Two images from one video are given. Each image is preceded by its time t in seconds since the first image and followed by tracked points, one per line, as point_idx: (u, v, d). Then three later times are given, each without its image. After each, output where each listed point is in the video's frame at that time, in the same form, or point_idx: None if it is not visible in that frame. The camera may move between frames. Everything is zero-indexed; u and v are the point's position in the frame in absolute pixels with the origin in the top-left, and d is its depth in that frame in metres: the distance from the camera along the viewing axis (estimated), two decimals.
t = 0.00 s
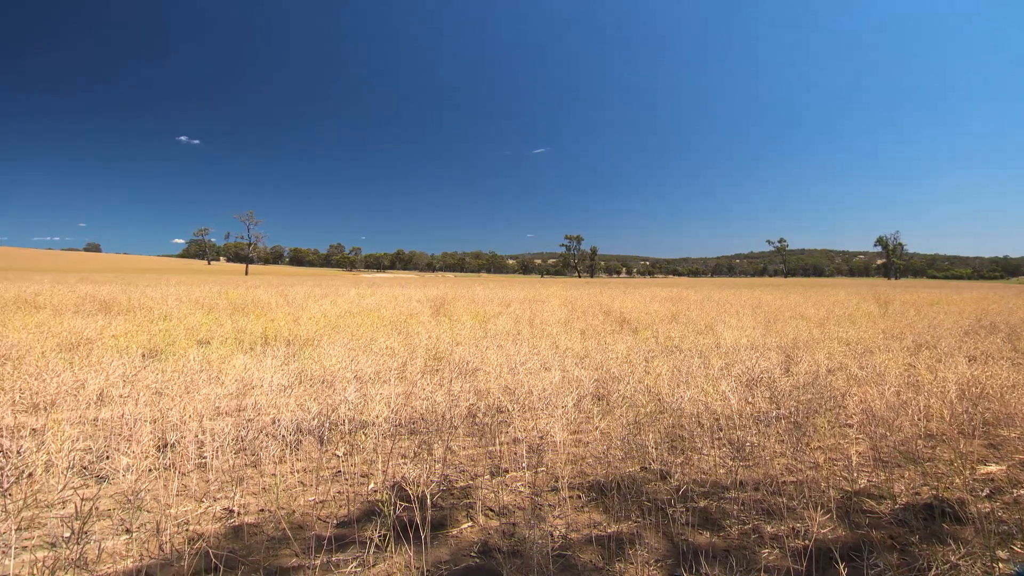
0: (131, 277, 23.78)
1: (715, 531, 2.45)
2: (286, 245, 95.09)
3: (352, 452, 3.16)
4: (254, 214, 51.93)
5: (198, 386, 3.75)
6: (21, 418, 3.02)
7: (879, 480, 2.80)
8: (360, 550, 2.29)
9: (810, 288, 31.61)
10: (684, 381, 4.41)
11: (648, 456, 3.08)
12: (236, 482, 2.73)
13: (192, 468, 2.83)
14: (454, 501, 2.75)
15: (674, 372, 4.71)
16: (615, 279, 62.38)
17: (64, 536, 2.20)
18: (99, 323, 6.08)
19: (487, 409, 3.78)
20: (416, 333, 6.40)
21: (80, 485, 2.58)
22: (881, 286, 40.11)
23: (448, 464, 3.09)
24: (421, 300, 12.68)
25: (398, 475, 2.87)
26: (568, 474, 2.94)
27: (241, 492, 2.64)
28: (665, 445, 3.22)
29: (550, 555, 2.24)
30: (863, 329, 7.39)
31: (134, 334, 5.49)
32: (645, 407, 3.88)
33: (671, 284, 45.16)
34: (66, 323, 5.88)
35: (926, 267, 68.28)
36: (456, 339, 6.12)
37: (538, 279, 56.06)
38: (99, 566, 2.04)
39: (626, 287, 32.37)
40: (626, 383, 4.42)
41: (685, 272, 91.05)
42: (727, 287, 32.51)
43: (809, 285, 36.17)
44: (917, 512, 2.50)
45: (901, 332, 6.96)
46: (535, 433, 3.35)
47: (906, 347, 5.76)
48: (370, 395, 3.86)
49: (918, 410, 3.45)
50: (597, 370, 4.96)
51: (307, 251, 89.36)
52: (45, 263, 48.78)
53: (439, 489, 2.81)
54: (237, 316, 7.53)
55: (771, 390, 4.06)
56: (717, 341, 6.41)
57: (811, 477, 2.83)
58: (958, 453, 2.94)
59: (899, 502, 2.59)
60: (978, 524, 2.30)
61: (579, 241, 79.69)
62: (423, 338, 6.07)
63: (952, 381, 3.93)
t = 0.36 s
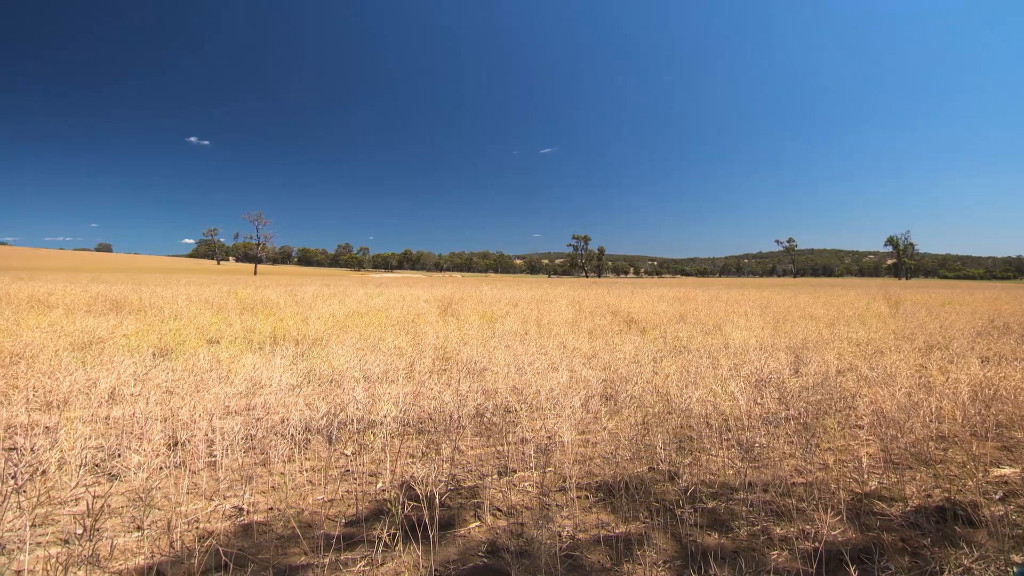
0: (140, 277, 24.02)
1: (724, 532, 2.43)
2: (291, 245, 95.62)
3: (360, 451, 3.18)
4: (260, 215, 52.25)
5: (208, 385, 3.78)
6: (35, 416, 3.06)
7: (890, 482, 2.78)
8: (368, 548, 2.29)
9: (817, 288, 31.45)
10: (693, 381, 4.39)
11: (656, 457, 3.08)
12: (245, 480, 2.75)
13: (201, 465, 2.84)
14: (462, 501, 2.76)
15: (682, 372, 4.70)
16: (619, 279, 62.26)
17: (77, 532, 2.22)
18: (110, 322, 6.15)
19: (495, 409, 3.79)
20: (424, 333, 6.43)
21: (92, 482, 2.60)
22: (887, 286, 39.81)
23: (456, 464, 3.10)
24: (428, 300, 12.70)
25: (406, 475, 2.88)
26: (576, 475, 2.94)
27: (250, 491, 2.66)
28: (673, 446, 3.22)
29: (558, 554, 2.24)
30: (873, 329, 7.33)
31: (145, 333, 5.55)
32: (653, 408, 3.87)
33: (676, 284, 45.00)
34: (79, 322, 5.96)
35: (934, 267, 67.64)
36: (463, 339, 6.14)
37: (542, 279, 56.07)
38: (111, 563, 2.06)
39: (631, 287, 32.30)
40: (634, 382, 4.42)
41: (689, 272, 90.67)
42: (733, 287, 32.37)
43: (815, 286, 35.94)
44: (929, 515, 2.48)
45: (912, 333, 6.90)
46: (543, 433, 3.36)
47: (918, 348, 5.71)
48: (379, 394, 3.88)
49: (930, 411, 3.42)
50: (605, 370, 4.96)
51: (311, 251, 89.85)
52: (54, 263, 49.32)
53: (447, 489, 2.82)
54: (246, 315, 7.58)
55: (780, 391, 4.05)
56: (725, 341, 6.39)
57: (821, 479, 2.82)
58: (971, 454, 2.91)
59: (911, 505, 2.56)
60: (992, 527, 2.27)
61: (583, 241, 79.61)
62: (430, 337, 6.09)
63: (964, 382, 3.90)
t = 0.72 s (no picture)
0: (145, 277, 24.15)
1: (730, 533, 2.42)
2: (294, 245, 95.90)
3: (366, 451, 3.19)
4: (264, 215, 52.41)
5: (214, 384, 3.80)
6: (43, 415, 3.09)
7: (897, 483, 2.76)
8: (373, 547, 2.30)
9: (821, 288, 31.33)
10: (699, 381, 4.38)
11: (661, 457, 3.07)
12: (252, 479, 2.76)
13: (208, 465, 2.86)
14: (467, 501, 2.76)
15: (687, 373, 4.69)
16: (622, 279, 62.17)
17: (85, 531, 2.23)
18: (117, 321, 6.19)
19: (500, 409, 3.80)
20: (429, 333, 6.44)
21: (100, 480, 2.62)
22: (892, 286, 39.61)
23: (461, 464, 3.11)
24: (433, 300, 12.70)
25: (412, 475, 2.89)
26: (581, 475, 2.94)
27: (256, 490, 2.66)
28: (679, 446, 3.21)
29: (563, 555, 2.23)
30: (879, 330, 7.30)
31: (151, 332, 5.58)
32: (658, 408, 3.86)
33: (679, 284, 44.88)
34: (86, 322, 6.00)
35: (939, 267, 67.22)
36: (468, 338, 6.14)
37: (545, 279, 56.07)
38: (119, 561, 2.07)
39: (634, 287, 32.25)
40: (639, 382, 4.41)
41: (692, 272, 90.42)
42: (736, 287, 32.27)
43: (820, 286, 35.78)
44: (937, 516, 2.46)
45: (919, 333, 6.87)
46: (548, 434, 3.37)
47: (925, 348, 5.69)
48: (384, 394, 3.89)
49: (937, 412, 3.40)
50: (610, 370, 4.95)
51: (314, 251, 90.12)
52: (59, 263, 49.64)
53: (452, 489, 2.82)
54: (251, 315, 7.61)
55: (786, 391, 4.03)
56: (730, 341, 6.38)
57: (827, 480, 2.80)
58: (979, 456, 2.90)
59: (918, 506, 2.55)
60: (1001, 530, 2.26)
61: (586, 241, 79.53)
62: (435, 337, 6.10)
63: (972, 383, 3.88)
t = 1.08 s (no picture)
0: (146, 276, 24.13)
1: (732, 533, 2.42)
2: (297, 245, 96.12)
3: (367, 451, 3.19)
4: (267, 215, 52.58)
5: (216, 384, 3.80)
6: (45, 415, 3.09)
7: (899, 484, 2.76)
8: (374, 547, 2.30)
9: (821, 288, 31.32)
10: (700, 381, 4.38)
11: (662, 458, 3.07)
12: (253, 479, 2.76)
13: (209, 464, 2.86)
14: (468, 501, 2.76)
15: (688, 373, 4.68)
16: (623, 279, 62.14)
17: (87, 530, 2.24)
18: (118, 321, 6.19)
19: (501, 409, 3.80)
20: (430, 333, 6.44)
21: (102, 480, 2.62)
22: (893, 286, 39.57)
23: (462, 464, 3.11)
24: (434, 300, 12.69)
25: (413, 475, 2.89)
26: (582, 475, 2.94)
27: (258, 489, 2.67)
28: (680, 447, 3.21)
29: (564, 555, 2.23)
30: (881, 330, 7.29)
31: (153, 332, 5.59)
32: (659, 408, 3.86)
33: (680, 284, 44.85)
34: (87, 322, 6.00)
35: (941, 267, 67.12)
36: (469, 338, 6.15)
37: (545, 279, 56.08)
38: (121, 561, 2.08)
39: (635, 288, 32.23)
40: (640, 382, 4.41)
41: (693, 272, 90.36)
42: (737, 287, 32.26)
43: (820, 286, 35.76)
44: (938, 517, 2.46)
45: (920, 333, 6.86)
46: (549, 434, 3.37)
47: (926, 348, 5.68)
48: (386, 394, 3.90)
49: (939, 413, 3.40)
50: (611, 370, 4.95)
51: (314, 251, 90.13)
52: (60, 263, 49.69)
53: (453, 489, 2.82)
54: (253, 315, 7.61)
55: (787, 391, 4.03)
56: (732, 341, 6.38)
57: (828, 480, 2.80)
58: (981, 456, 2.89)
59: (920, 506, 2.55)
60: (1003, 530, 2.25)
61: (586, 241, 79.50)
62: (437, 337, 6.11)
63: (974, 383, 3.87)
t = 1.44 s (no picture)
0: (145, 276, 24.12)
1: (731, 533, 2.42)
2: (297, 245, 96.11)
3: (367, 451, 3.19)
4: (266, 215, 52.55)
5: (216, 384, 3.80)
6: (45, 415, 3.09)
7: (898, 484, 2.76)
8: (374, 547, 2.30)
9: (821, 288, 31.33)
10: (700, 381, 4.38)
11: (662, 458, 3.08)
12: (253, 479, 2.76)
13: (210, 464, 2.86)
14: (468, 501, 2.76)
15: (688, 373, 4.68)
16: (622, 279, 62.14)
17: (87, 530, 2.24)
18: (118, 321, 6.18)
19: (501, 409, 3.80)
20: (430, 333, 6.44)
21: (102, 480, 2.63)
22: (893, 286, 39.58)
23: (462, 464, 3.11)
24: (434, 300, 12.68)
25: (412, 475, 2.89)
26: (582, 475, 2.94)
27: (258, 489, 2.67)
28: (680, 447, 3.21)
29: (564, 555, 2.23)
30: (881, 329, 7.29)
31: (153, 332, 5.58)
32: (659, 408, 3.87)
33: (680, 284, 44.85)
34: (87, 322, 6.00)
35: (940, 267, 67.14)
36: (470, 338, 6.15)
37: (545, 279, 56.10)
38: (121, 560, 2.08)
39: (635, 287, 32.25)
40: (640, 382, 4.42)
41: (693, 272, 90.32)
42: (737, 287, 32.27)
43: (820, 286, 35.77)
44: (938, 517, 2.46)
45: (920, 333, 6.86)
46: (549, 434, 3.37)
47: (926, 348, 5.69)
48: (386, 394, 3.90)
49: (939, 413, 3.40)
50: (611, 370, 4.95)
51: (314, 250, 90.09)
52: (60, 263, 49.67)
53: (453, 489, 2.82)
54: (252, 315, 7.61)
55: (787, 391, 4.03)
56: (731, 341, 6.38)
57: (828, 480, 2.81)
58: (980, 456, 2.89)
59: (919, 506, 2.55)
60: (1002, 530, 2.25)
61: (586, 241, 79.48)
62: (437, 337, 6.11)
63: (974, 383, 3.87)
